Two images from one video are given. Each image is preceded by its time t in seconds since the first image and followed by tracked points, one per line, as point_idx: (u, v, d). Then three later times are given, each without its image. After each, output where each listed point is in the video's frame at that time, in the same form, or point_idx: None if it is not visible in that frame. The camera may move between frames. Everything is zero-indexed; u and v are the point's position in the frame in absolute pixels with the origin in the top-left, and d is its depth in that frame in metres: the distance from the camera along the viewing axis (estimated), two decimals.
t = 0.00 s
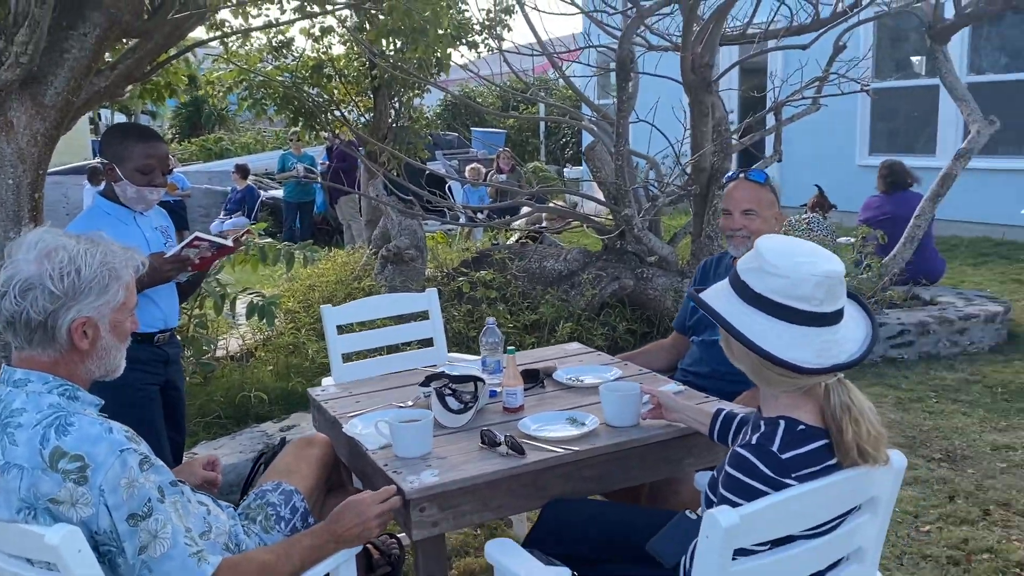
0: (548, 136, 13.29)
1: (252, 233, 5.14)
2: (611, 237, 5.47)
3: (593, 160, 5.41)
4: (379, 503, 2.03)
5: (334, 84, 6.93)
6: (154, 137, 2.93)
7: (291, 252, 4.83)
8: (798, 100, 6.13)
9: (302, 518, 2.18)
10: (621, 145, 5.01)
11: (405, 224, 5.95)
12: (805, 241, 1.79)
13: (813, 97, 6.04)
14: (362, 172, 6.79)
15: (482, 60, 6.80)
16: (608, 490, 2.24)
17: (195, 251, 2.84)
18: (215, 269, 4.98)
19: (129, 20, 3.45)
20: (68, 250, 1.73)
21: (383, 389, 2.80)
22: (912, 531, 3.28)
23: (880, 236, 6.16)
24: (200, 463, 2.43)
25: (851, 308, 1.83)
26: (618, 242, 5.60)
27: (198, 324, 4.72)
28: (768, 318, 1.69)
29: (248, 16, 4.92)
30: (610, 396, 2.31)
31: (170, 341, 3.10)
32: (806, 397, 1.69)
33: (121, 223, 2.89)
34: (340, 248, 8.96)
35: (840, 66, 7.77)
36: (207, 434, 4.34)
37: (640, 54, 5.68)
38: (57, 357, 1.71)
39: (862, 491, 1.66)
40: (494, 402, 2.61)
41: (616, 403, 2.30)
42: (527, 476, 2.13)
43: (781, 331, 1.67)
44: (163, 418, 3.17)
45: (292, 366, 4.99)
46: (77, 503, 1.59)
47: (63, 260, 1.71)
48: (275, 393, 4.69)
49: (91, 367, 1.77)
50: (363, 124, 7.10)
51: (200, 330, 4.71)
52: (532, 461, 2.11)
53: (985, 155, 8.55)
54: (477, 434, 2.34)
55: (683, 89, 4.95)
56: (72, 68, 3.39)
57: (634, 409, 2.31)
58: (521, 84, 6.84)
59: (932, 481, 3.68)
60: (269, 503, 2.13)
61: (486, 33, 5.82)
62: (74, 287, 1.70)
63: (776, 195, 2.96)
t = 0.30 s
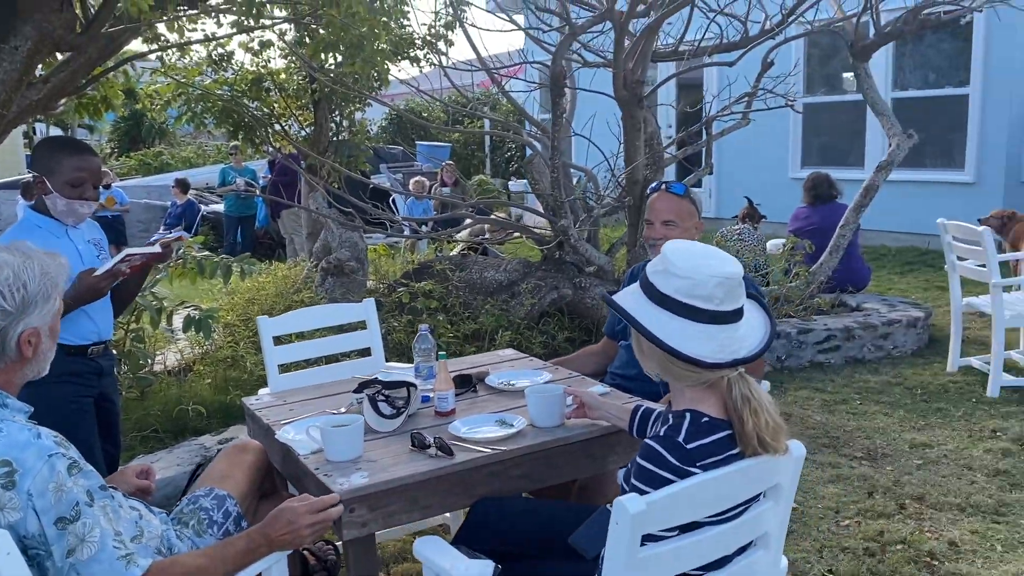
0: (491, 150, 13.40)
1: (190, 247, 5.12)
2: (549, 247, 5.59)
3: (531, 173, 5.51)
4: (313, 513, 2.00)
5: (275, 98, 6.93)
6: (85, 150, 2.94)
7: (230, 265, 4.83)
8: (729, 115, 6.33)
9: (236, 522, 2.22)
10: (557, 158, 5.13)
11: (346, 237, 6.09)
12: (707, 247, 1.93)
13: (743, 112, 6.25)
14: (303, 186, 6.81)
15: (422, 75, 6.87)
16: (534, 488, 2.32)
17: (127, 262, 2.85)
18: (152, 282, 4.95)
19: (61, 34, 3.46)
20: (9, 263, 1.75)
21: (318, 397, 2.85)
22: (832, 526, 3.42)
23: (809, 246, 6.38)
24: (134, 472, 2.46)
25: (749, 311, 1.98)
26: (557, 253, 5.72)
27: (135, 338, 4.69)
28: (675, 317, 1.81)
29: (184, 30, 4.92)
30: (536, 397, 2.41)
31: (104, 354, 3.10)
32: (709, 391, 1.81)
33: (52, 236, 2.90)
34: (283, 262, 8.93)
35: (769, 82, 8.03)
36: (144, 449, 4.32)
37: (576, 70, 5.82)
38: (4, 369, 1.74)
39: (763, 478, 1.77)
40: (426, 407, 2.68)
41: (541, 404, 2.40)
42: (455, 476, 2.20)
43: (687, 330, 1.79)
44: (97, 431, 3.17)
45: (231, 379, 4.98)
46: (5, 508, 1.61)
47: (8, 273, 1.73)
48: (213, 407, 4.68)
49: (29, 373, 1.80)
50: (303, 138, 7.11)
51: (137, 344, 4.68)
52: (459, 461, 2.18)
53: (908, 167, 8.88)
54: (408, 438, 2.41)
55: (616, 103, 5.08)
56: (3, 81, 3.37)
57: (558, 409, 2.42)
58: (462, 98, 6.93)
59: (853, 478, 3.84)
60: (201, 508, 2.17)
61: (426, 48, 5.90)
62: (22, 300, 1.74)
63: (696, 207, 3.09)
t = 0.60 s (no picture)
0: (433, 164, 13.47)
1: (125, 261, 5.08)
2: (488, 259, 5.69)
3: (469, 186, 5.54)
4: (252, 516, 2.05)
5: (212, 113, 6.90)
6: (16, 164, 2.93)
7: (166, 280, 4.81)
8: (662, 130, 6.52)
9: (174, 530, 2.26)
10: (494, 171, 5.23)
11: (286, 251, 6.10)
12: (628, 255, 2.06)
13: (675, 127, 6.44)
14: (242, 200, 6.79)
15: (361, 90, 6.92)
16: (468, 490, 2.40)
17: (59, 275, 2.85)
18: (86, 298, 4.90)
19: None
20: None
21: (256, 407, 2.89)
22: (759, 524, 3.57)
23: (740, 257, 6.60)
24: (70, 485, 2.48)
25: (667, 317, 2.11)
26: (495, 264, 5.82)
27: (69, 354, 4.64)
28: (601, 319, 1.92)
29: (118, 45, 4.90)
30: (468, 402, 2.49)
31: (37, 369, 3.09)
32: (634, 390, 1.93)
33: None
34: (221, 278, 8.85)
35: (700, 99, 8.28)
36: (80, 465, 4.27)
37: (513, 86, 5.94)
38: None
39: (684, 472, 1.89)
40: (363, 415, 2.74)
41: (474, 409, 2.49)
42: (390, 480, 2.27)
43: (613, 330, 1.90)
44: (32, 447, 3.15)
45: (169, 394, 4.95)
46: None
47: None
48: (151, 422, 4.65)
49: None
50: (241, 152, 7.09)
51: (71, 360, 4.63)
52: (394, 466, 2.24)
53: (834, 180, 9.22)
54: (345, 445, 2.46)
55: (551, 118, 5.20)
56: None
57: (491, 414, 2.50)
58: (401, 113, 7.00)
59: (779, 478, 4.00)
60: (139, 517, 2.20)
61: (366, 63, 5.95)
62: None
63: (623, 220, 3.22)
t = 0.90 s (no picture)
0: (371, 177, 13.45)
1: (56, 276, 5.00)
2: (427, 272, 5.76)
3: (407, 200, 5.66)
4: (188, 525, 2.09)
5: (145, 126, 6.82)
6: None
7: (99, 295, 4.76)
8: (596, 145, 6.67)
9: (113, 543, 2.28)
10: (431, 184, 5.30)
11: (222, 265, 6.07)
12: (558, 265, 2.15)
13: (609, 142, 6.60)
14: (177, 214, 6.72)
15: (298, 103, 6.92)
16: (407, 496, 2.47)
17: None
18: (15, 315, 4.81)
19: None
20: None
21: (195, 421, 2.91)
22: (690, 525, 3.70)
23: (672, 268, 6.78)
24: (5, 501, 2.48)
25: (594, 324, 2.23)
26: (434, 277, 5.89)
27: None
28: (537, 326, 2.01)
29: (48, 57, 4.83)
30: (407, 409, 2.55)
31: None
32: (568, 394, 2.02)
33: None
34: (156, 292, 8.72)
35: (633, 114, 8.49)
36: (10, 485, 4.19)
37: (450, 101, 6.02)
38: None
39: (613, 473, 1.98)
40: (303, 426, 2.77)
41: (411, 418, 2.55)
42: (329, 488, 2.32)
43: (551, 338, 2.00)
44: None
45: (104, 411, 4.89)
46: None
47: None
48: (84, 440, 4.59)
49: None
50: (176, 166, 7.02)
51: None
52: (333, 475, 2.29)
53: (763, 193, 9.52)
54: (284, 456, 2.50)
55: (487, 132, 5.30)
56: None
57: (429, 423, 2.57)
58: (339, 126, 7.01)
59: (710, 481, 4.15)
60: (76, 531, 2.22)
61: (303, 77, 5.97)
62: None
63: (555, 235, 3.34)
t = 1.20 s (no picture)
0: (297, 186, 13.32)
1: None
2: (356, 281, 5.78)
3: (336, 210, 5.71)
4: (116, 522, 2.14)
5: (63, 135, 6.65)
6: None
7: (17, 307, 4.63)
8: (524, 155, 6.78)
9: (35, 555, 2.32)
10: (360, 193, 5.32)
11: (145, 276, 5.96)
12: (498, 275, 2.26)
13: (536, 152, 6.72)
14: (96, 224, 6.57)
15: (222, 111, 6.84)
16: (337, 500, 2.51)
17: None
18: None
19: None
20: None
21: (121, 432, 2.88)
22: (616, 524, 3.81)
23: (598, 275, 6.93)
24: None
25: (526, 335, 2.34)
26: (364, 286, 5.92)
27: None
28: (476, 331, 2.11)
29: None
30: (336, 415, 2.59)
31: None
32: (496, 396, 2.10)
33: None
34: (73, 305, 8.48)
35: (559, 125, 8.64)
36: None
37: (378, 110, 6.05)
38: None
39: (538, 470, 2.06)
40: (232, 434, 2.78)
41: (341, 424, 2.59)
42: (260, 494, 2.34)
43: (487, 343, 2.10)
44: None
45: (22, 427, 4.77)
46: None
47: None
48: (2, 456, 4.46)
49: None
50: (95, 175, 6.86)
51: None
52: (264, 480, 2.32)
53: (686, 203, 9.79)
54: (214, 463, 2.51)
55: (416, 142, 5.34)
56: None
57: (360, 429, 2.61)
58: (265, 135, 6.96)
59: (635, 481, 4.27)
60: None
61: (226, 84, 5.92)
62: None
63: (484, 243, 3.41)
